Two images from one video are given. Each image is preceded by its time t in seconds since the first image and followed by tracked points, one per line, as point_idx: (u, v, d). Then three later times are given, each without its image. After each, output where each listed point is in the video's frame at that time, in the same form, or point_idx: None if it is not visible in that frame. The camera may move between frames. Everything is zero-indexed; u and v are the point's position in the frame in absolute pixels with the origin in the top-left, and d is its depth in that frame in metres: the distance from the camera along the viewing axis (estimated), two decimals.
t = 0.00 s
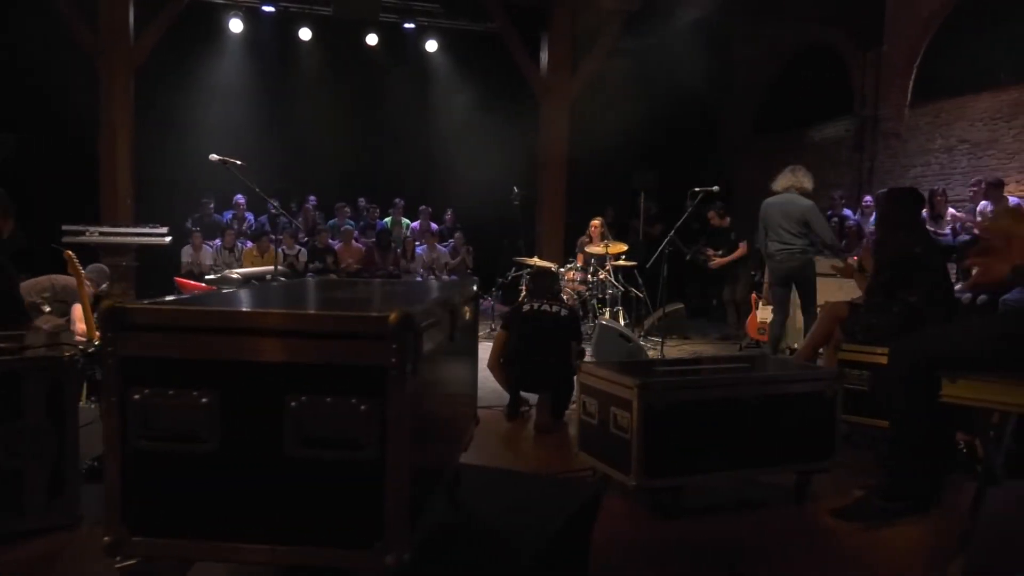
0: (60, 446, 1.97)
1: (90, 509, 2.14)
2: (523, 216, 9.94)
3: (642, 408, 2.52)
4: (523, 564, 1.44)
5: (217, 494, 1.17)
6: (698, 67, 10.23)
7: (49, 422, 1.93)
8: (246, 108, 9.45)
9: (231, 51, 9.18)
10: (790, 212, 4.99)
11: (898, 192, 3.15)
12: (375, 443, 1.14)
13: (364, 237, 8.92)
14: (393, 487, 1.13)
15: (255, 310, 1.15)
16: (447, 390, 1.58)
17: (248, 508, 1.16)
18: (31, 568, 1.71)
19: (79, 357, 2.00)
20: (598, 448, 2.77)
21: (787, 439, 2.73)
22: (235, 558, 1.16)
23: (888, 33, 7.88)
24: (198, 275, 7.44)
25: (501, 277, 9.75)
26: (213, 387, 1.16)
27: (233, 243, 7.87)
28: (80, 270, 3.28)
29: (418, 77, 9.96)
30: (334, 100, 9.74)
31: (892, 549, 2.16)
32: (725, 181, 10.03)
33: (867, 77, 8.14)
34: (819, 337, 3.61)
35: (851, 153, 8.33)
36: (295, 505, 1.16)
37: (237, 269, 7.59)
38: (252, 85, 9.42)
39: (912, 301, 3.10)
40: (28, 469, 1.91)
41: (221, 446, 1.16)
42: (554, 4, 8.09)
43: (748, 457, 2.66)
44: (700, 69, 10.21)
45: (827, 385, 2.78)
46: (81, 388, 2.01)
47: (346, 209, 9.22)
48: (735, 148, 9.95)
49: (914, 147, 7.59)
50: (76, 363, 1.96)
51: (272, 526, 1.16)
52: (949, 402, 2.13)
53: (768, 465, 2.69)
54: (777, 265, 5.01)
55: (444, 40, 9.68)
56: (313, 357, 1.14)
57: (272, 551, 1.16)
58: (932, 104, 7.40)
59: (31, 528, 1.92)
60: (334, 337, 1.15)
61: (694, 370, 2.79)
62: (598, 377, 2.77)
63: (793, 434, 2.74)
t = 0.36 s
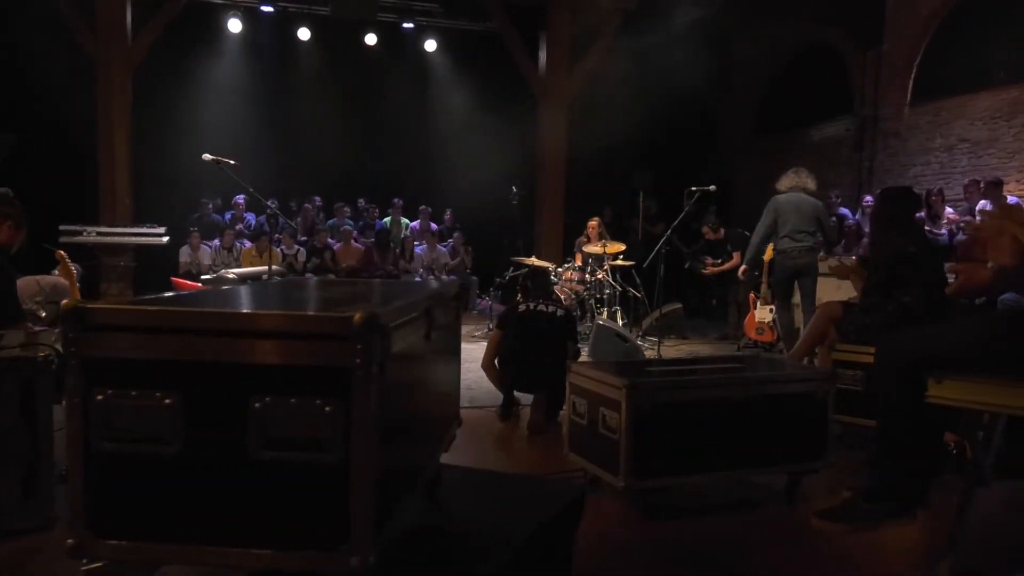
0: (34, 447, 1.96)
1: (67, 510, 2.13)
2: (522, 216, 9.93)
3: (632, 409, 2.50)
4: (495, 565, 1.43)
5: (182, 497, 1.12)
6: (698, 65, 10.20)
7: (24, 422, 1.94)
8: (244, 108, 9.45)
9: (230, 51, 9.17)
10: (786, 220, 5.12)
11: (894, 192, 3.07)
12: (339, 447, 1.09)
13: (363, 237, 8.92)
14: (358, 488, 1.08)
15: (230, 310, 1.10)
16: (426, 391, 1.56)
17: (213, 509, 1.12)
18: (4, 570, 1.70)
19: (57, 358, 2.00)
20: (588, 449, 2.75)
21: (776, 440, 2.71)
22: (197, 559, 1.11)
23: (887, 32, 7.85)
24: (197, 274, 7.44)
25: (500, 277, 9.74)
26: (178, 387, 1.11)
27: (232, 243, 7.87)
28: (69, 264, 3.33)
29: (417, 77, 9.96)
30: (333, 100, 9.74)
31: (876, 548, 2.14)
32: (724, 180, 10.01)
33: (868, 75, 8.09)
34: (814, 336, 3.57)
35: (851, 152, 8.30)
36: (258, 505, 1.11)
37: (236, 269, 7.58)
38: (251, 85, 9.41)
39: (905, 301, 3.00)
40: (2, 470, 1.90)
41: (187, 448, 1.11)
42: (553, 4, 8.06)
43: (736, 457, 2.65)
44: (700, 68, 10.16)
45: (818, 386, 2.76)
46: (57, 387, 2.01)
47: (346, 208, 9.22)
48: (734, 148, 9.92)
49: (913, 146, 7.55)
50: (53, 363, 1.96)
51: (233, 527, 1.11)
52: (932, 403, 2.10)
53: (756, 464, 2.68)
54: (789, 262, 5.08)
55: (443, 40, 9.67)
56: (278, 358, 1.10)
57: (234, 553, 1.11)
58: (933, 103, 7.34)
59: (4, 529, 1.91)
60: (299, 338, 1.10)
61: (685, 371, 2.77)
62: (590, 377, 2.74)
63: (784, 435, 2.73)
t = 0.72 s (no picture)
0: (13, 448, 1.95)
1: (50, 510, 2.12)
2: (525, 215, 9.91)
3: (623, 409, 2.49)
4: (476, 566, 1.40)
5: (147, 499, 1.07)
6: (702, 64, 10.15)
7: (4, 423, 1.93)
8: (247, 108, 9.46)
9: (233, 51, 9.18)
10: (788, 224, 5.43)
11: (894, 192, 3.02)
12: (307, 449, 1.04)
13: (366, 236, 8.92)
14: (324, 490, 1.04)
15: (200, 310, 1.04)
16: (410, 389, 1.54)
17: (179, 510, 1.07)
18: None
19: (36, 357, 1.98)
20: (582, 450, 2.73)
21: (770, 441, 2.68)
22: (162, 563, 1.06)
23: (892, 30, 7.79)
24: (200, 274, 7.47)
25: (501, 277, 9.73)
26: (145, 387, 1.06)
27: (235, 243, 7.89)
28: (67, 265, 3.31)
29: (421, 76, 9.95)
30: (336, 99, 9.74)
31: (870, 553, 2.12)
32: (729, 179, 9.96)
33: (873, 73, 8.02)
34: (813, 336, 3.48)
35: (855, 151, 8.24)
36: (228, 504, 1.06)
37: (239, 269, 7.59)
38: (254, 85, 9.42)
39: (906, 301, 2.94)
40: None
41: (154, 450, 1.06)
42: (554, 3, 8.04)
43: (731, 457, 2.62)
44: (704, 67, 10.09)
45: (813, 386, 2.73)
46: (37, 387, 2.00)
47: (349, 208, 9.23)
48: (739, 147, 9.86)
49: (919, 145, 7.46)
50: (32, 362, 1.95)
51: (199, 528, 1.07)
52: (922, 405, 1.98)
53: (750, 463, 2.65)
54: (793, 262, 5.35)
55: (446, 39, 9.66)
56: (244, 358, 1.04)
57: (203, 557, 1.06)
58: (937, 102, 7.25)
59: None
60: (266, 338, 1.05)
61: (681, 371, 2.75)
62: (584, 378, 2.71)
63: (780, 436, 2.70)
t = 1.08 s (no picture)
0: None
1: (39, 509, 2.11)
2: (531, 214, 9.91)
3: (619, 409, 2.46)
4: (460, 566, 1.39)
5: (119, 501, 1.07)
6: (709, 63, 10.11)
7: None
8: (254, 108, 9.50)
9: (241, 51, 9.22)
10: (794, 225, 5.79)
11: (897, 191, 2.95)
12: (279, 450, 1.03)
13: (373, 236, 8.93)
14: (295, 491, 1.03)
15: (171, 310, 1.04)
16: (395, 390, 1.53)
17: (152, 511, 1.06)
18: None
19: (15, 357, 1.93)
20: (578, 450, 2.71)
21: (767, 443, 2.66)
22: (134, 565, 1.06)
23: (902, 27, 7.72)
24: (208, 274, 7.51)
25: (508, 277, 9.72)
26: (115, 387, 1.05)
27: (242, 243, 7.92)
28: (69, 266, 3.33)
29: (428, 76, 9.96)
30: (344, 99, 9.76)
31: (864, 554, 2.10)
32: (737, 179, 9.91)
33: (883, 71, 7.95)
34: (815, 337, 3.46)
35: (865, 149, 8.15)
36: (203, 506, 1.06)
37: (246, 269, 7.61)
38: (261, 85, 9.46)
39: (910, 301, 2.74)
40: None
41: (126, 450, 1.06)
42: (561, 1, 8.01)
43: (728, 459, 2.60)
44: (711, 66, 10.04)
45: (812, 388, 2.70)
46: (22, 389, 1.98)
47: (356, 209, 9.25)
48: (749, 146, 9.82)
49: (929, 144, 7.39)
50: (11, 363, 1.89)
51: (172, 530, 1.06)
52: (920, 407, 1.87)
53: (747, 464, 2.63)
54: (801, 258, 5.65)
55: (453, 39, 9.67)
56: (213, 358, 1.03)
57: (175, 557, 1.06)
58: (948, 100, 7.19)
59: None
60: (237, 339, 1.04)
61: (679, 372, 2.73)
62: (580, 378, 2.70)
63: (777, 436, 2.67)
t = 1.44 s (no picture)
0: None
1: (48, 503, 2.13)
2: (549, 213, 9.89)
3: (627, 410, 2.44)
4: (455, 566, 1.38)
5: (107, 501, 1.06)
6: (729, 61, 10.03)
7: None
8: (274, 108, 9.57)
9: (261, 52, 9.30)
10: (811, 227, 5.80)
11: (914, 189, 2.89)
12: (264, 451, 1.03)
13: (392, 236, 8.97)
14: (282, 491, 1.02)
15: (160, 309, 1.03)
16: (393, 388, 1.52)
17: (142, 512, 1.06)
18: None
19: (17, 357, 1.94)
20: (587, 451, 2.69)
21: (778, 445, 2.62)
22: (123, 564, 1.06)
23: (926, 23, 7.59)
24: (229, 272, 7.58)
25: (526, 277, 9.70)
26: (103, 386, 1.05)
27: (263, 242, 7.98)
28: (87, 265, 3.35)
29: (447, 76, 9.98)
30: (363, 99, 9.81)
31: (874, 560, 2.06)
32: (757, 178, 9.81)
33: (905, 68, 7.82)
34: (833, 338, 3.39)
35: (889, 148, 8.01)
36: (190, 506, 1.05)
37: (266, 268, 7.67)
38: (281, 86, 9.53)
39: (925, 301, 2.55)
40: None
41: (116, 450, 1.05)
42: None
43: (740, 461, 2.56)
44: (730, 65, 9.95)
45: (825, 389, 2.65)
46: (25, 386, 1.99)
47: (375, 209, 9.29)
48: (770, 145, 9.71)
49: (954, 142, 7.25)
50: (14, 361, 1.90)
51: (160, 531, 1.06)
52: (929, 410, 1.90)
53: (759, 466, 2.59)
54: (825, 258, 5.66)
55: (472, 39, 9.69)
56: (200, 357, 1.03)
57: (163, 558, 1.06)
58: (973, 97, 7.04)
59: None
60: (223, 338, 1.03)
61: (689, 372, 2.70)
62: (588, 379, 2.68)
63: (789, 438, 2.63)
